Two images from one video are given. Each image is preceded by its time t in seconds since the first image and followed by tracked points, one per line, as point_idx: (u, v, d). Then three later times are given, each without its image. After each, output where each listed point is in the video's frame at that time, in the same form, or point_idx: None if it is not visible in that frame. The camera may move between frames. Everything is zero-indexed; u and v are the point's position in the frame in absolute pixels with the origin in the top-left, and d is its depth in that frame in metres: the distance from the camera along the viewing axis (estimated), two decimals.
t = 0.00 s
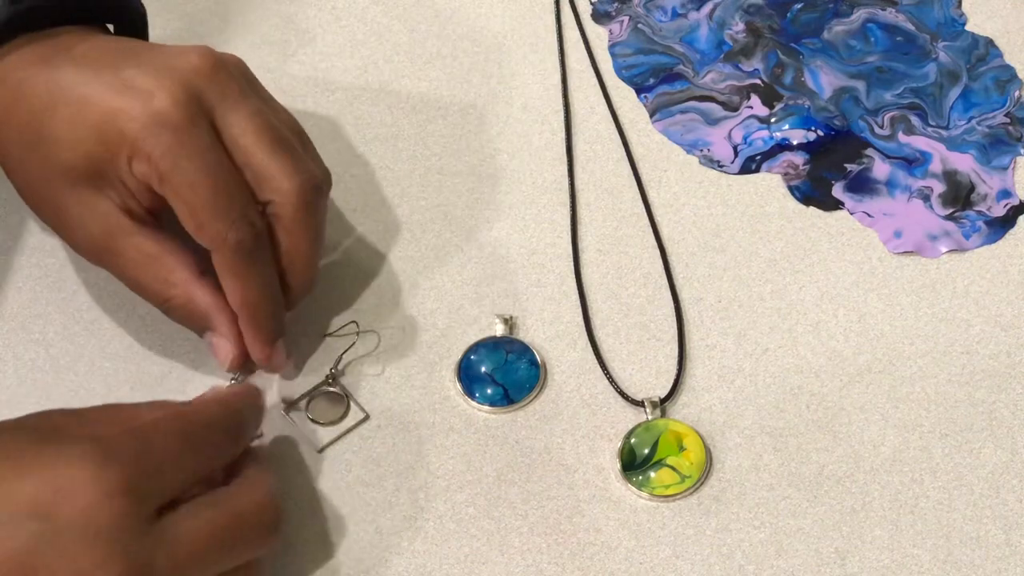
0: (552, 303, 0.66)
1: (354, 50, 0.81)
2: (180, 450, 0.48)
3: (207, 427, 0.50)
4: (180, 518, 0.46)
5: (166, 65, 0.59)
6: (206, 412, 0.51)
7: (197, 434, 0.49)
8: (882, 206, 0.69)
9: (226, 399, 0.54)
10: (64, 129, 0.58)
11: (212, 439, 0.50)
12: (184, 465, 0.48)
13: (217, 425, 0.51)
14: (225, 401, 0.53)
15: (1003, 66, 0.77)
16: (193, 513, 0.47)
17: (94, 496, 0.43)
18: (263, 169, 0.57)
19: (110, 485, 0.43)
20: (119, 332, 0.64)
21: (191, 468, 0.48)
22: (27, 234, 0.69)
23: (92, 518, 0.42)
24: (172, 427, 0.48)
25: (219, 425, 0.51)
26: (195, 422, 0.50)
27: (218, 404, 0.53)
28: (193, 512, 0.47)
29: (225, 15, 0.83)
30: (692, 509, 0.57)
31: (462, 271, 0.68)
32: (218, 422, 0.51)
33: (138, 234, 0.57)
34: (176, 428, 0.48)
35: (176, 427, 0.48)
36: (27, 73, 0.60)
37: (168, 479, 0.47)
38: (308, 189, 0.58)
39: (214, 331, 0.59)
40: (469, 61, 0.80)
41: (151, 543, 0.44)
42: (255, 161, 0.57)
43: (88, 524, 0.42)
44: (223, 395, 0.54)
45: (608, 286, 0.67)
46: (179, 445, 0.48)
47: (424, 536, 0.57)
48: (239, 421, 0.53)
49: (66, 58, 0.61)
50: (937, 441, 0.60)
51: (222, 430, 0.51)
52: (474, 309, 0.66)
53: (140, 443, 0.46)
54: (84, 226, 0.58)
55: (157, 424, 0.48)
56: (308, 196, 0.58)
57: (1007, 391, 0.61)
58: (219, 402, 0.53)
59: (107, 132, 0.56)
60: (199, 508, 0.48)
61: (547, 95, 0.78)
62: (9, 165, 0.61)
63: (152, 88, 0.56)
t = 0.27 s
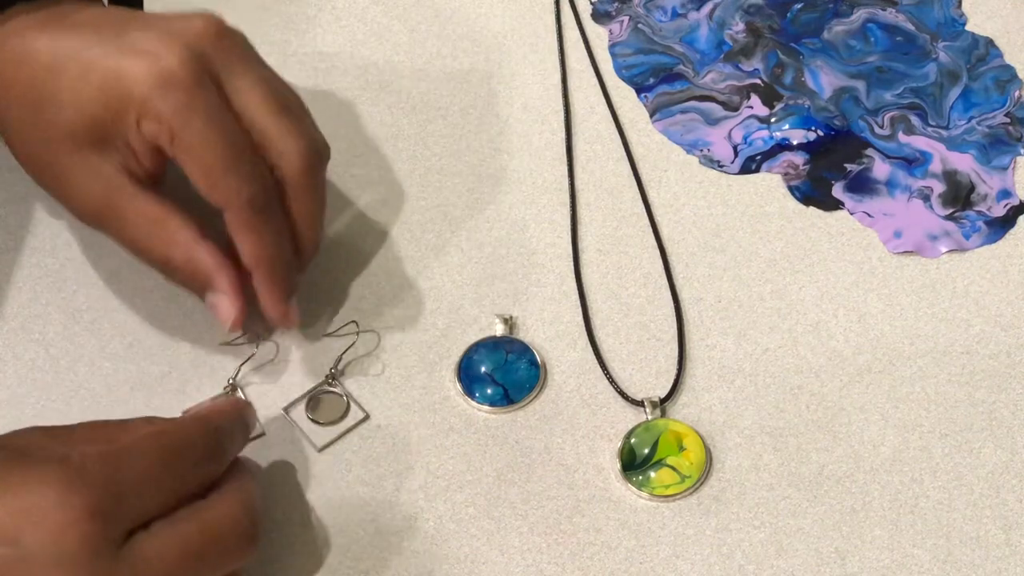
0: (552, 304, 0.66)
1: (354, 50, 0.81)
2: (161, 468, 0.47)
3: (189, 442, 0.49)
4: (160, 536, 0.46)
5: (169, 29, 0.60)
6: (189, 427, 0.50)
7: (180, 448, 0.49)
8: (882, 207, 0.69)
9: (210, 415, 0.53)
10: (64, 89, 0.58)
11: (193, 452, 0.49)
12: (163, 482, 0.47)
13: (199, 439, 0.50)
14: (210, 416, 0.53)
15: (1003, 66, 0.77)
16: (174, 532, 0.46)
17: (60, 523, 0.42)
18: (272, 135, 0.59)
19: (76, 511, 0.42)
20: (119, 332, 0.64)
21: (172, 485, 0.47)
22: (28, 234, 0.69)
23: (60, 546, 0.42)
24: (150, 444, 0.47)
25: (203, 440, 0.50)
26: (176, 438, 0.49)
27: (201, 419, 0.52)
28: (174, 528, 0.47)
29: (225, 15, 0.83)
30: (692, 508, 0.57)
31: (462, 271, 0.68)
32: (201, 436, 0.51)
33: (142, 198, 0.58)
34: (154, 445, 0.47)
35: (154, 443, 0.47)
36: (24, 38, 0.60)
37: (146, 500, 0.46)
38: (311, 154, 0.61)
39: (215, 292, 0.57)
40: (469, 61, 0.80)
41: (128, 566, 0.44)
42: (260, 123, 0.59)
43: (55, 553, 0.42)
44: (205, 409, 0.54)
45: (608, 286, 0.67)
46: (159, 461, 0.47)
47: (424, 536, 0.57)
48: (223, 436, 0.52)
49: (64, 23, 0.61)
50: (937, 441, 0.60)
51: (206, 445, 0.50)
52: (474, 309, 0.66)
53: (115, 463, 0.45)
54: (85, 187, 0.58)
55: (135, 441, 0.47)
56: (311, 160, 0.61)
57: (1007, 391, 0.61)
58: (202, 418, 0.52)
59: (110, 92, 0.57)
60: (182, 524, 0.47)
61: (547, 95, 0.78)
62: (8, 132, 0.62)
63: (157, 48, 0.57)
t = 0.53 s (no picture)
0: (552, 304, 0.66)
1: (354, 50, 0.81)
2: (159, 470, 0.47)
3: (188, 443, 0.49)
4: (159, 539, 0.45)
5: None
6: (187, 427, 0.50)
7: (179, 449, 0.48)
8: (882, 206, 0.69)
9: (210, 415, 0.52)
10: None
11: (192, 453, 0.49)
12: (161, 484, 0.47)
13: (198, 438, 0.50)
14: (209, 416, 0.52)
15: (1003, 66, 0.77)
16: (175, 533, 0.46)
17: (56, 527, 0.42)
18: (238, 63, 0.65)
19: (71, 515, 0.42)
20: (119, 332, 0.64)
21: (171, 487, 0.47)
22: (28, 234, 0.69)
23: (57, 552, 0.42)
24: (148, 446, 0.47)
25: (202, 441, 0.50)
26: (175, 439, 0.49)
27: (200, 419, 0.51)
28: (173, 529, 0.46)
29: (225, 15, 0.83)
30: (692, 509, 0.57)
31: (462, 271, 0.68)
32: (200, 436, 0.50)
33: (118, 105, 0.59)
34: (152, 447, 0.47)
35: (152, 445, 0.47)
36: None
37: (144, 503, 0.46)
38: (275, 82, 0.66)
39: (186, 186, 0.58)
40: (469, 61, 0.80)
41: (125, 570, 0.44)
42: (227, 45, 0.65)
43: (51, 558, 0.42)
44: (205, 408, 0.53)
45: (608, 286, 0.67)
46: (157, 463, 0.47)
47: (424, 536, 0.57)
48: (224, 436, 0.52)
49: None
50: (937, 441, 0.60)
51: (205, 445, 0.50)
52: (474, 309, 0.66)
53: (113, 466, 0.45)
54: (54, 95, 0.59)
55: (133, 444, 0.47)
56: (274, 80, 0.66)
57: (1007, 391, 0.61)
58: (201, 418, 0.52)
59: None
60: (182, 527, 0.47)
61: (547, 96, 0.78)
62: None
63: None
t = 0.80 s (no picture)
0: (552, 304, 0.66)
1: (354, 50, 0.81)
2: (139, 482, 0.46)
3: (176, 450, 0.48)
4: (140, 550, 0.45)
5: None
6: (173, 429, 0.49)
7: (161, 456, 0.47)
8: (882, 206, 0.69)
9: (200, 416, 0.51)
10: None
11: (177, 459, 0.48)
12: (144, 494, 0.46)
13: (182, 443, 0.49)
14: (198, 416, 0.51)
15: (1003, 66, 0.77)
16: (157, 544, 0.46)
17: (29, 546, 0.41)
18: None
19: (44, 535, 0.42)
20: (119, 332, 0.64)
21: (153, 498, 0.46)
22: (27, 234, 0.69)
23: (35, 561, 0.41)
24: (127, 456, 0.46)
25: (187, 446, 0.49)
26: (158, 442, 0.48)
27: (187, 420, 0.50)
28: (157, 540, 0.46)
29: (225, 16, 0.83)
30: (692, 509, 0.57)
31: (461, 271, 0.68)
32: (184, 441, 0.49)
33: None
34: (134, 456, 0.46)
35: (133, 446, 0.47)
36: None
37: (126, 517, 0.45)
38: None
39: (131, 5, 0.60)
40: (469, 61, 0.80)
41: None
42: None
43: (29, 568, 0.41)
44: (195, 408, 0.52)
45: (608, 287, 0.67)
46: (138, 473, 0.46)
47: (424, 536, 0.57)
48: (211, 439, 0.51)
49: None
50: (938, 441, 0.60)
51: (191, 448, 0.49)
52: (474, 309, 0.66)
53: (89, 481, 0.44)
54: None
55: (113, 451, 0.46)
56: None
57: (1006, 391, 0.61)
58: (190, 419, 0.50)
59: None
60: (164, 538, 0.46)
61: (547, 96, 0.78)
62: None
63: None
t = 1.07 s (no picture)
0: (552, 304, 0.66)
1: (354, 50, 0.81)
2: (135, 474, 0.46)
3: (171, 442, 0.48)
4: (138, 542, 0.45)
5: None
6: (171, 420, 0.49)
7: (157, 448, 0.47)
8: (882, 206, 0.69)
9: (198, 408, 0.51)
10: None
11: (173, 452, 0.48)
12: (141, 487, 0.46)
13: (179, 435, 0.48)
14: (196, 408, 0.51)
15: (1003, 66, 0.77)
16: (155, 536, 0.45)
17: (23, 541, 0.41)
18: None
19: (39, 528, 0.42)
20: (119, 332, 0.64)
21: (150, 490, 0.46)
22: (28, 233, 0.69)
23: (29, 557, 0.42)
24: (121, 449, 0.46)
25: (184, 437, 0.49)
26: (153, 436, 0.47)
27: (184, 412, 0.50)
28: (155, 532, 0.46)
29: (225, 16, 0.83)
30: (692, 509, 0.57)
31: (461, 271, 0.68)
32: (180, 432, 0.49)
33: None
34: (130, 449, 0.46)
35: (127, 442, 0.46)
36: None
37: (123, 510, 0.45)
38: None
39: None
40: (469, 61, 0.80)
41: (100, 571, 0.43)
42: None
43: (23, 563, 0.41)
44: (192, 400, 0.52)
45: (607, 287, 0.67)
46: (133, 465, 0.46)
47: (424, 535, 0.57)
48: (208, 431, 0.50)
49: None
50: (937, 441, 0.60)
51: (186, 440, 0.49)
52: (474, 309, 0.66)
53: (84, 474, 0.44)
54: None
55: (106, 446, 0.46)
56: None
57: (1006, 391, 0.61)
58: (188, 411, 0.50)
59: None
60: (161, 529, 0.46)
61: (547, 96, 0.78)
62: None
63: None
